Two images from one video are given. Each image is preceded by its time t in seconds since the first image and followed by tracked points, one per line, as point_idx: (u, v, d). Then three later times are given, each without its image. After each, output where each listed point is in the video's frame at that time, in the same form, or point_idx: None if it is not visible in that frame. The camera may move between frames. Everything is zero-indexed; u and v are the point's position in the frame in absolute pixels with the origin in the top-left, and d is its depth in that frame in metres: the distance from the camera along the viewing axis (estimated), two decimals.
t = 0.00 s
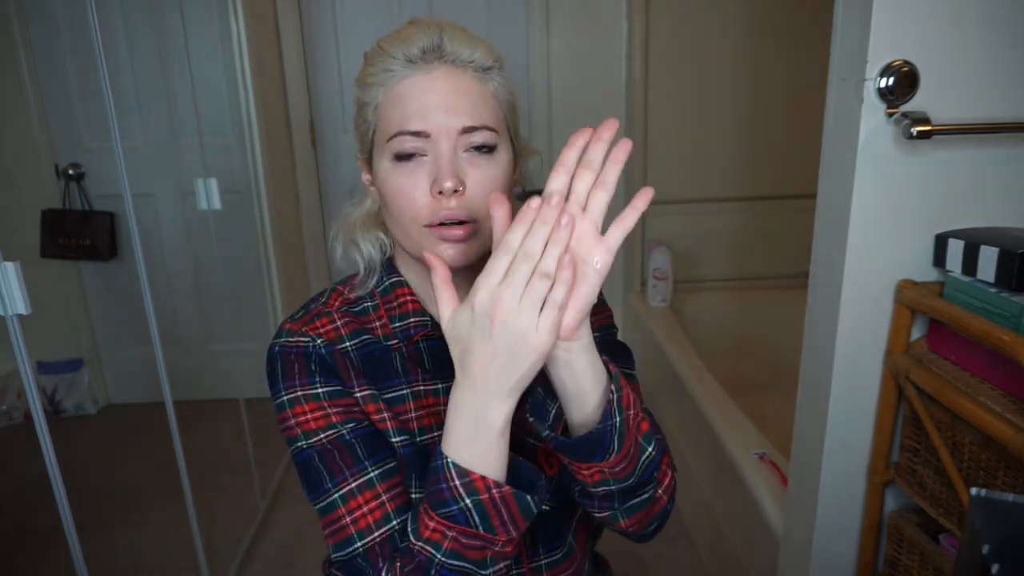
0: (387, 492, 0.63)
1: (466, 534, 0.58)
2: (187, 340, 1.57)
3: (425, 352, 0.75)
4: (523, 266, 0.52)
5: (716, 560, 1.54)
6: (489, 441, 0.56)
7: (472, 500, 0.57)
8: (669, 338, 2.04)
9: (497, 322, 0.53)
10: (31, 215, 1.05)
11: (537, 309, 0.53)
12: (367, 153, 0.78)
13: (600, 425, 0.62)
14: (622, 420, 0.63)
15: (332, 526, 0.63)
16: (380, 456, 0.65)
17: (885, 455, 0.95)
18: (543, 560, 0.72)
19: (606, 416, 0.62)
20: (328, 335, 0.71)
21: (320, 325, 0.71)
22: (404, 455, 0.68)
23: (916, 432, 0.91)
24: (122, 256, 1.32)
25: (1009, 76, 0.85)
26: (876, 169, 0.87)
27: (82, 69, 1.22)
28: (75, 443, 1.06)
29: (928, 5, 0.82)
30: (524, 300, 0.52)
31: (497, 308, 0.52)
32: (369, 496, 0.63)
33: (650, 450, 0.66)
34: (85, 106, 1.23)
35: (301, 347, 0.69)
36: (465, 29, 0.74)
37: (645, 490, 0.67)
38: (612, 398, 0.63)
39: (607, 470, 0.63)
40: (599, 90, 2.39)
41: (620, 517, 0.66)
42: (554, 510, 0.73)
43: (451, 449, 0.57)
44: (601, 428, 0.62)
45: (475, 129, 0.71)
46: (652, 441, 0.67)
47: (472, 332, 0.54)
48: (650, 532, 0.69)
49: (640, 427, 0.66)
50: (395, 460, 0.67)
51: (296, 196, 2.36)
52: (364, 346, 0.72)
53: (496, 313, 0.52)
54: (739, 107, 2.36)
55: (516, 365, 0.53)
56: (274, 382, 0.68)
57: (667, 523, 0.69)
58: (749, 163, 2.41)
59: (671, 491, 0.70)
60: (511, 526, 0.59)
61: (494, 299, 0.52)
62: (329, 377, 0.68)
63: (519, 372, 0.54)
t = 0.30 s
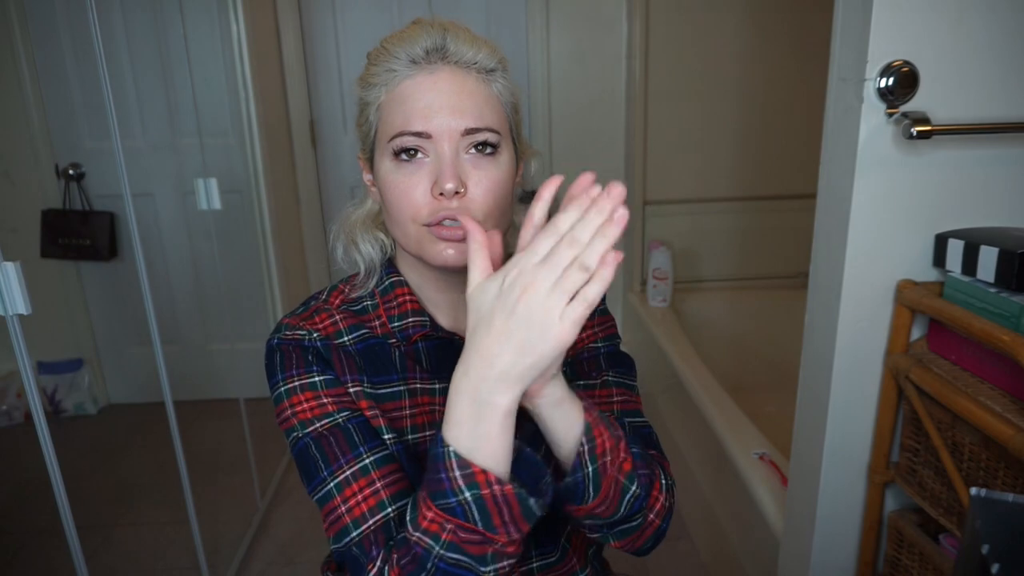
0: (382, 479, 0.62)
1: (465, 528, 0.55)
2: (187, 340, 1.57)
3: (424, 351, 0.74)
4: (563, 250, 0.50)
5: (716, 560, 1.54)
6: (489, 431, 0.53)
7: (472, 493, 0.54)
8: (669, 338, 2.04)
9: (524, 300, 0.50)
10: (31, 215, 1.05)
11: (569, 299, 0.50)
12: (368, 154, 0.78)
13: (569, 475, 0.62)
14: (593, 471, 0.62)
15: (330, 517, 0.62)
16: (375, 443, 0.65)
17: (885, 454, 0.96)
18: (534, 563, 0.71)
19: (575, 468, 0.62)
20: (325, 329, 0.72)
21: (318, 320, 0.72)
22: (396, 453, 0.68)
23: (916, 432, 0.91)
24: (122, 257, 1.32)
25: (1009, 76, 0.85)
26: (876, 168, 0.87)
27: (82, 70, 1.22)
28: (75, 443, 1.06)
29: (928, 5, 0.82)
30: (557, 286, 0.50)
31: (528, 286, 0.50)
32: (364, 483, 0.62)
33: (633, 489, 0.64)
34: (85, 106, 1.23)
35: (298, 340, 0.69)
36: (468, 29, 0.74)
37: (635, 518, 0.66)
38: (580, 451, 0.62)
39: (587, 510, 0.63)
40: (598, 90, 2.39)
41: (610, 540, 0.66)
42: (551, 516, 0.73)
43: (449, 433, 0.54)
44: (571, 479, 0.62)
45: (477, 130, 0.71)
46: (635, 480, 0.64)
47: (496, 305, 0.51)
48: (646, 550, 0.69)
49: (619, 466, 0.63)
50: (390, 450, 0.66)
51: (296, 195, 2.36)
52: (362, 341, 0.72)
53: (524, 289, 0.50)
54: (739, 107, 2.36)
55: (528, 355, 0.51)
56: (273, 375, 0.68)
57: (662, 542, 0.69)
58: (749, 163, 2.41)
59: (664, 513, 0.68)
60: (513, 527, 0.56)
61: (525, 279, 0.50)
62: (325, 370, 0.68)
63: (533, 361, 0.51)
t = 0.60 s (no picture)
0: (344, 492, 0.60)
1: (378, 538, 0.53)
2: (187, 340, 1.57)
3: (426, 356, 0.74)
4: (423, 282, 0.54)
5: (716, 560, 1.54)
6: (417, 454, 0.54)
7: (380, 499, 0.53)
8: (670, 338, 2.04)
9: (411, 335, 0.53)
10: (31, 215, 1.05)
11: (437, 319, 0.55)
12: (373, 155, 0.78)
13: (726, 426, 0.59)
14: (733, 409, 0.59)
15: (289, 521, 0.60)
16: (349, 454, 0.63)
17: (885, 454, 0.96)
18: (541, 563, 0.72)
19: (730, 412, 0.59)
20: (325, 331, 0.72)
21: (319, 321, 0.72)
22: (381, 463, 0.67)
23: (916, 432, 0.92)
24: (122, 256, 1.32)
25: (1009, 76, 0.85)
26: (876, 169, 0.87)
27: (82, 69, 1.22)
28: (76, 443, 1.06)
29: (929, 5, 0.82)
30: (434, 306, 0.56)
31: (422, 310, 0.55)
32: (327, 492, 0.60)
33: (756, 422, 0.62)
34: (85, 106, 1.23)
35: (297, 340, 0.69)
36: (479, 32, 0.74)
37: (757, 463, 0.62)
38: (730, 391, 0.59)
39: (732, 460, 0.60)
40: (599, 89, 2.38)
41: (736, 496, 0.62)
42: (560, 514, 0.73)
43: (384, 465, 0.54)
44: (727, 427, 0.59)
45: (485, 134, 0.71)
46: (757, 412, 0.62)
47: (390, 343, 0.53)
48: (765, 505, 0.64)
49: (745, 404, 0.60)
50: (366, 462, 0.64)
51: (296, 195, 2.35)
52: (360, 346, 0.73)
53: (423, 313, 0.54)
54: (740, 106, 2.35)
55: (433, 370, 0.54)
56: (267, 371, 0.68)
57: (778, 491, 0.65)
58: (749, 163, 2.41)
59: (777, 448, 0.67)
60: (426, 533, 0.54)
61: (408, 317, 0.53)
62: (321, 374, 0.68)
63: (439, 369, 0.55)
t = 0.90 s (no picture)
0: (342, 481, 0.64)
1: (406, 495, 0.58)
2: (187, 340, 1.57)
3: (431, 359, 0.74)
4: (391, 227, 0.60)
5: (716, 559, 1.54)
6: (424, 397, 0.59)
7: (414, 457, 0.58)
8: (669, 338, 2.04)
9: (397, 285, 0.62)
10: (31, 215, 1.05)
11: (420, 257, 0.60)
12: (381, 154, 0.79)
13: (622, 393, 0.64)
14: (639, 388, 0.64)
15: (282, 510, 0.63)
16: (347, 444, 0.65)
17: (885, 455, 0.96)
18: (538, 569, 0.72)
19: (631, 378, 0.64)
20: (330, 329, 0.72)
21: (324, 319, 0.72)
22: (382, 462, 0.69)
23: (916, 432, 0.92)
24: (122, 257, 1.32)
25: (1009, 77, 0.85)
26: (876, 168, 0.87)
27: (82, 70, 1.22)
28: (75, 444, 1.06)
29: (929, 5, 0.82)
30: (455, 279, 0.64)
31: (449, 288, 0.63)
32: (324, 482, 0.63)
33: (683, 424, 0.66)
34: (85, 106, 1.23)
35: (303, 335, 0.70)
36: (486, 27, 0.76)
37: (690, 471, 0.67)
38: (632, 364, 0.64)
39: (640, 444, 0.65)
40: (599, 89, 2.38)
41: (671, 504, 0.67)
42: (559, 524, 0.73)
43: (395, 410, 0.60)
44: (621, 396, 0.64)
45: (495, 124, 0.72)
46: (684, 414, 0.66)
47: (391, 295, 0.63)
48: (706, 521, 0.69)
49: (669, 397, 0.66)
50: (362, 455, 0.67)
51: (296, 195, 2.36)
52: (365, 345, 0.73)
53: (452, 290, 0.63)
54: (740, 106, 2.35)
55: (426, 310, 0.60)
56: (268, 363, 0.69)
57: (725, 509, 0.69)
58: (749, 163, 2.42)
59: (726, 473, 0.70)
60: (455, 493, 0.59)
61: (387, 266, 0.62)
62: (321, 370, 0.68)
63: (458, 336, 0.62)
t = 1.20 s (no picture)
0: (385, 492, 0.69)
1: (469, 485, 0.67)
2: (187, 340, 1.57)
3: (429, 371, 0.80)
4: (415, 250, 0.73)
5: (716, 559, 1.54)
6: (455, 389, 0.70)
7: (473, 446, 0.68)
8: (669, 338, 2.04)
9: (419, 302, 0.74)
10: (31, 215, 1.05)
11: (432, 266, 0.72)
12: (381, 154, 0.81)
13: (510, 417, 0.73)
14: (535, 417, 0.71)
15: (328, 526, 0.68)
16: (377, 457, 0.71)
17: (885, 455, 0.96)
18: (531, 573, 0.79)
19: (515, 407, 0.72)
20: (332, 346, 0.77)
21: (325, 335, 0.77)
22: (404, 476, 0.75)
23: (916, 432, 0.91)
24: (122, 256, 1.32)
25: (1009, 77, 0.85)
26: (877, 168, 0.86)
27: (82, 70, 1.22)
28: (75, 443, 1.06)
29: (928, 5, 0.82)
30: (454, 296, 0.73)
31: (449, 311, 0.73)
32: (368, 495, 0.69)
33: (580, 464, 0.70)
34: (86, 105, 1.23)
35: (304, 357, 0.75)
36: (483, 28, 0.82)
37: (600, 506, 0.71)
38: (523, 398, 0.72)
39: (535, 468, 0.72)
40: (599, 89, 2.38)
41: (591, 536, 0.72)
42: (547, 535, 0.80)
43: (432, 408, 0.70)
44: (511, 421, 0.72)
45: (499, 108, 0.75)
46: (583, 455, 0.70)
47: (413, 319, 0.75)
48: (627, 559, 0.72)
49: (574, 435, 0.71)
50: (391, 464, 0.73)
51: (296, 195, 2.36)
52: (367, 360, 0.77)
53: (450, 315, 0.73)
54: (740, 105, 2.35)
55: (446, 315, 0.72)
56: (277, 382, 0.74)
57: (644, 552, 0.72)
58: (750, 162, 2.41)
59: (648, 522, 0.72)
60: (506, 471, 0.69)
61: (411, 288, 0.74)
62: (331, 391, 0.73)
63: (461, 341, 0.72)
